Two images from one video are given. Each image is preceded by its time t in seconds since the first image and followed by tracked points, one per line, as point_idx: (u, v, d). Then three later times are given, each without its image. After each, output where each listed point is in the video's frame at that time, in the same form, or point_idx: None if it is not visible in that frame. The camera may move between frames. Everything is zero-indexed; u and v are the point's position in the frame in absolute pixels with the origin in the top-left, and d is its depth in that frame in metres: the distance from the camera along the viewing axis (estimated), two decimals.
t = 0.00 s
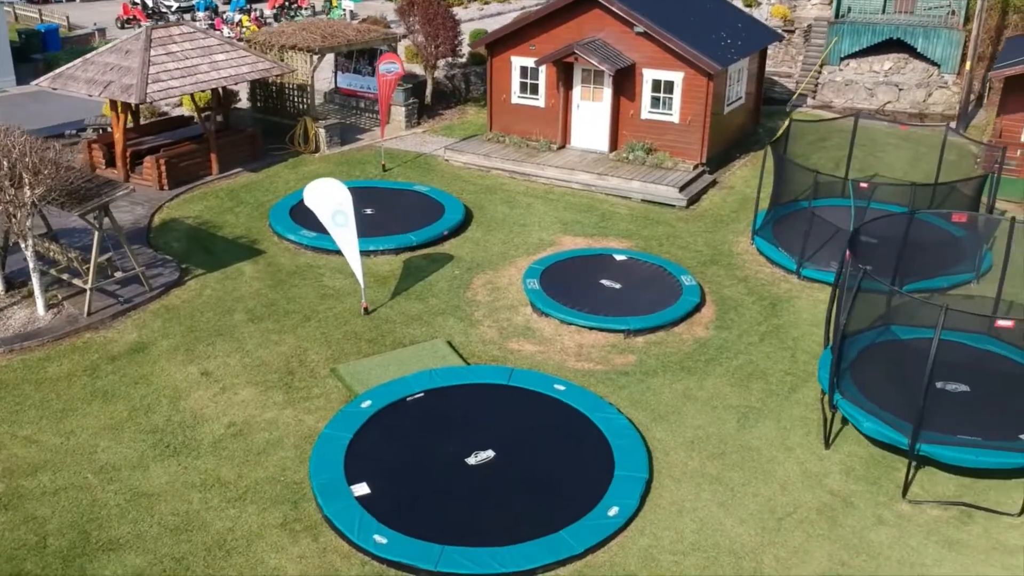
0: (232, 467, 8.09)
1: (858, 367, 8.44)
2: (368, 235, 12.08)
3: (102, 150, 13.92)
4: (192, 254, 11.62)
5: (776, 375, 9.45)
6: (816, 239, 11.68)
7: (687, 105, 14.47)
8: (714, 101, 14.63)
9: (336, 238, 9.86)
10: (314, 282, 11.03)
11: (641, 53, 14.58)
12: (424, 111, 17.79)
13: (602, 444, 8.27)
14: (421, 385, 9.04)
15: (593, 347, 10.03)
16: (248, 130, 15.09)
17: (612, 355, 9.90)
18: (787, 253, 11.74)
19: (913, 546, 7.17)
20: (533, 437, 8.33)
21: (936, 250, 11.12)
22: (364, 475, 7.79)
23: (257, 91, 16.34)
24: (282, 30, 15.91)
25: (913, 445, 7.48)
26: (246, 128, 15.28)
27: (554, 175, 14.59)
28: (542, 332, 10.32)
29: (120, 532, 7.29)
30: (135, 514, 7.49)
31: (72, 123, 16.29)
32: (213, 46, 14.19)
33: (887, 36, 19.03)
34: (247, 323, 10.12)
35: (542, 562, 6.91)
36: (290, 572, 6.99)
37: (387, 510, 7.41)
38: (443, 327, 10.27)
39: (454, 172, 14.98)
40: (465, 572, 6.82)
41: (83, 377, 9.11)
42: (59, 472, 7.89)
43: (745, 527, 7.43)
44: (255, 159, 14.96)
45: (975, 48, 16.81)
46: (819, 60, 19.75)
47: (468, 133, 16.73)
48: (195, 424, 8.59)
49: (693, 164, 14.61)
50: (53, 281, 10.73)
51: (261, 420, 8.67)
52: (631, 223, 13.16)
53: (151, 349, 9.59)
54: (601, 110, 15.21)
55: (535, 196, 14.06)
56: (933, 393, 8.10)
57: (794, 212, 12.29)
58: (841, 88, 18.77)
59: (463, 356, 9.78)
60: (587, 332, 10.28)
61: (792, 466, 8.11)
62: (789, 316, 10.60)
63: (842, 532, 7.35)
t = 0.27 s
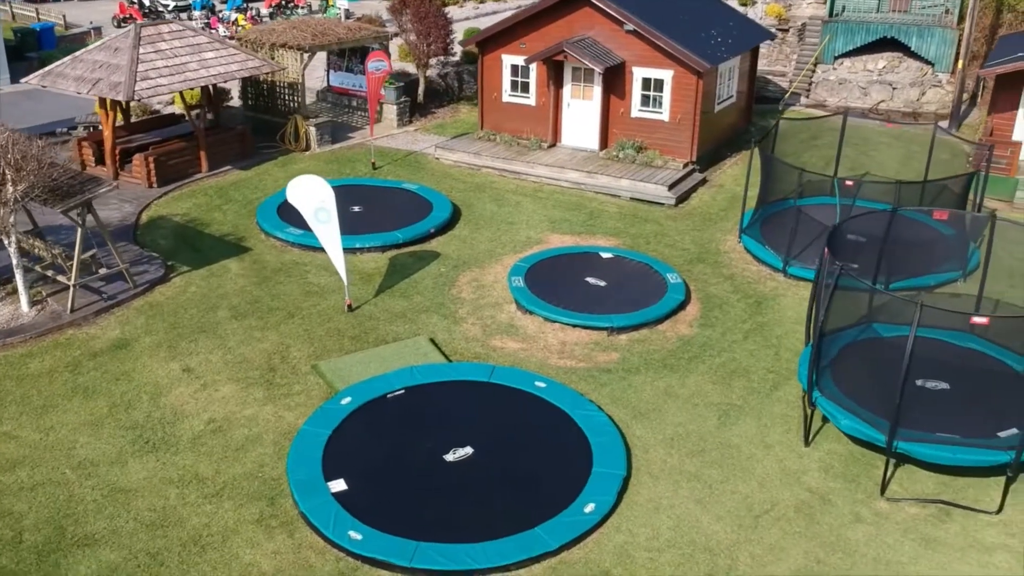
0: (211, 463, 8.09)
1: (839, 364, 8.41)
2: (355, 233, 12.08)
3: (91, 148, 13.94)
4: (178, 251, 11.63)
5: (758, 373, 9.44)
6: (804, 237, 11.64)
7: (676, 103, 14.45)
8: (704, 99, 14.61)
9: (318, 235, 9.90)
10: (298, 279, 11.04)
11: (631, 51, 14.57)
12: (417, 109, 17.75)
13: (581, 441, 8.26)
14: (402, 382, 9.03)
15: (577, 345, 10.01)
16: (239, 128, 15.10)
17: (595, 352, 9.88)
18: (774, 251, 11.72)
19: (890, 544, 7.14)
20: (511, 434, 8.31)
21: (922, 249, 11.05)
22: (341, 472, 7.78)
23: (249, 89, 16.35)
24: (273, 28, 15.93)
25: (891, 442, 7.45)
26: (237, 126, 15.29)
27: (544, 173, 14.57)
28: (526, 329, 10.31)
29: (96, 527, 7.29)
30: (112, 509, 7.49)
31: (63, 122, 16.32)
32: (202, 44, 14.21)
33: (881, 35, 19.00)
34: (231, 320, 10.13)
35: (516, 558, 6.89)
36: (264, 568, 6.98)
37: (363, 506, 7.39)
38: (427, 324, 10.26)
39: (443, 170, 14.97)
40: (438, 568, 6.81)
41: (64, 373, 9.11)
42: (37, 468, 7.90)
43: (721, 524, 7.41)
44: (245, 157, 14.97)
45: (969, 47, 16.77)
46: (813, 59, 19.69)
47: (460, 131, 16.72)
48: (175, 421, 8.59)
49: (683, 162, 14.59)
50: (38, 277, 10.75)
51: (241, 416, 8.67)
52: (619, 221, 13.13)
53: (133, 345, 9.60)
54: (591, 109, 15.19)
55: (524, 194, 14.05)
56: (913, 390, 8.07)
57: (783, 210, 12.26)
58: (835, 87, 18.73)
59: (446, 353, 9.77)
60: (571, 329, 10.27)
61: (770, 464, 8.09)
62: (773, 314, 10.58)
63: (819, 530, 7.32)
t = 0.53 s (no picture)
0: (205, 459, 8.11)
1: (833, 361, 8.40)
2: (353, 231, 12.09)
3: (90, 147, 13.99)
4: (175, 250, 11.66)
5: (753, 370, 9.43)
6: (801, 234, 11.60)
7: (674, 101, 14.44)
8: (703, 97, 14.60)
9: (313, 233, 9.93)
10: (295, 277, 11.06)
11: (629, 49, 14.56)
12: (417, 108, 17.74)
13: (575, 437, 8.27)
14: (397, 379, 9.05)
15: (572, 342, 10.01)
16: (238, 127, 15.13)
17: (591, 349, 9.88)
18: (771, 248, 11.71)
19: (883, 539, 7.14)
20: (505, 430, 8.32)
21: (918, 246, 11.02)
22: (335, 468, 7.80)
23: (248, 88, 16.39)
24: (272, 27, 15.96)
25: (883, 438, 7.44)
26: (236, 125, 15.32)
27: (542, 171, 14.57)
28: (522, 327, 10.31)
29: (90, 523, 7.31)
30: (106, 505, 7.51)
31: (63, 121, 16.38)
32: (201, 43, 14.24)
33: (881, 33, 18.96)
34: (227, 317, 10.16)
35: (507, 554, 6.90)
36: (256, 563, 7.00)
37: (356, 502, 7.41)
38: (423, 322, 10.27)
39: (442, 169, 14.98)
40: (430, 564, 6.82)
41: (60, 370, 9.15)
42: (32, 464, 7.92)
43: (714, 520, 7.41)
44: (244, 156, 15.01)
45: (969, 44, 16.73)
46: (814, 57, 19.65)
47: (459, 130, 16.73)
48: (170, 417, 8.62)
49: (682, 160, 14.57)
50: (35, 276, 10.79)
51: (236, 413, 8.69)
52: (617, 219, 13.13)
53: (129, 343, 9.63)
54: (589, 106, 15.18)
55: (523, 192, 14.05)
56: (907, 386, 8.05)
57: (781, 208, 12.22)
58: (835, 85, 18.69)
59: (441, 350, 9.78)
60: (567, 327, 10.27)
61: (764, 460, 8.08)
62: (770, 311, 10.58)
63: (812, 526, 7.31)
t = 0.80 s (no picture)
0: (206, 455, 8.15)
1: (833, 357, 8.39)
2: (355, 228, 12.12)
3: (95, 145, 14.05)
4: (178, 247, 11.71)
5: (754, 367, 9.43)
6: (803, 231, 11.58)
7: (677, 99, 14.44)
8: (705, 95, 14.59)
9: (315, 231, 9.95)
10: (297, 274, 11.10)
11: (631, 47, 14.56)
12: (420, 106, 17.76)
13: (575, 433, 8.28)
14: (397, 376, 9.07)
15: (573, 338, 10.03)
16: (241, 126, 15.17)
17: (591, 346, 9.89)
18: (772, 246, 11.70)
19: (882, 535, 7.15)
20: (506, 426, 8.34)
21: (918, 243, 11.02)
22: (335, 463, 7.82)
23: (252, 87, 16.43)
24: (276, 26, 16.02)
25: (883, 435, 7.44)
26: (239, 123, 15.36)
27: (545, 169, 14.58)
28: (523, 324, 10.32)
29: (91, 517, 7.36)
30: (107, 500, 7.56)
31: (68, 120, 16.45)
32: (204, 42, 14.30)
33: (884, 31, 18.93)
34: (229, 314, 10.20)
35: (507, 549, 6.92)
36: (257, 558, 7.03)
37: (356, 497, 7.43)
38: (424, 319, 10.29)
39: (445, 167, 15.01)
40: (429, 559, 6.84)
41: (63, 366, 9.20)
42: (34, 459, 7.97)
43: (713, 515, 7.42)
44: (248, 154, 15.06)
45: (973, 42, 16.70)
46: (817, 55, 19.61)
47: (462, 128, 16.75)
48: (172, 413, 8.66)
49: (684, 158, 14.57)
50: (39, 273, 10.85)
51: (237, 409, 8.72)
52: (619, 217, 13.13)
53: (132, 339, 9.68)
54: (592, 105, 15.18)
55: (525, 190, 14.07)
56: (907, 383, 8.05)
57: (782, 206, 12.16)
58: (838, 83, 18.67)
59: (442, 347, 9.79)
60: (568, 324, 10.28)
61: (764, 456, 8.09)
62: (771, 309, 10.57)
63: (811, 521, 7.32)
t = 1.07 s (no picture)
0: (210, 450, 8.19)
1: (835, 355, 8.39)
2: (359, 226, 12.15)
3: (100, 143, 14.12)
4: (183, 244, 11.76)
5: (756, 364, 9.44)
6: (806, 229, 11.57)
7: (681, 98, 14.45)
8: (710, 94, 14.59)
9: (318, 229, 9.98)
10: (301, 271, 11.13)
11: (635, 46, 14.57)
12: (425, 105, 17.78)
13: (577, 430, 8.30)
14: (400, 372, 9.10)
15: (576, 336, 10.04)
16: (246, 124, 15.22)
17: (594, 344, 9.91)
18: (775, 244, 11.71)
19: (883, 532, 7.17)
20: (508, 422, 8.37)
21: (922, 242, 11.01)
22: (338, 459, 7.86)
23: (257, 85, 16.48)
24: (281, 24, 16.07)
25: (884, 432, 7.44)
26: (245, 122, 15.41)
27: (549, 167, 14.60)
28: (526, 321, 10.34)
29: (96, 512, 7.40)
30: (111, 494, 7.60)
31: (74, 118, 16.52)
32: (210, 40, 14.35)
33: (889, 30, 18.89)
34: (233, 311, 10.24)
35: (508, 544, 6.94)
36: (260, 552, 7.06)
37: (358, 493, 7.46)
38: (427, 316, 10.31)
39: (449, 165, 15.03)
40: (430, 554, 6.86)
41: (68, 362, 9.25)
42: (39, 454, 8.02)
43: (714, 512, 7.44)
44: (253, 153, 15.11)
45: (978, 40, 16.65)
46: (822, 54, 19.57)
47: (466, 127, 16.77)
48: (176, 409, 8.71)
49: (688, 157, 14.57)
50: (45, 270, 10.91)
51: (241, 405, 8.76)
52: (623, 215, 13.14)
53: (137, 336, 9.73)
54: (596, 103, 15.19)
55: (529, 188, 14.09)
56: (909, 381, 8.05)
57: (785, 205, 12.18)
58: (843, 82, 18.64)
59: (445, 344, 9.81)
60: (571, 322, 10.30)
61: (765, 453, 8.10)
62: (774, 307, 10.58)
63: (812, 518, 7.34)
